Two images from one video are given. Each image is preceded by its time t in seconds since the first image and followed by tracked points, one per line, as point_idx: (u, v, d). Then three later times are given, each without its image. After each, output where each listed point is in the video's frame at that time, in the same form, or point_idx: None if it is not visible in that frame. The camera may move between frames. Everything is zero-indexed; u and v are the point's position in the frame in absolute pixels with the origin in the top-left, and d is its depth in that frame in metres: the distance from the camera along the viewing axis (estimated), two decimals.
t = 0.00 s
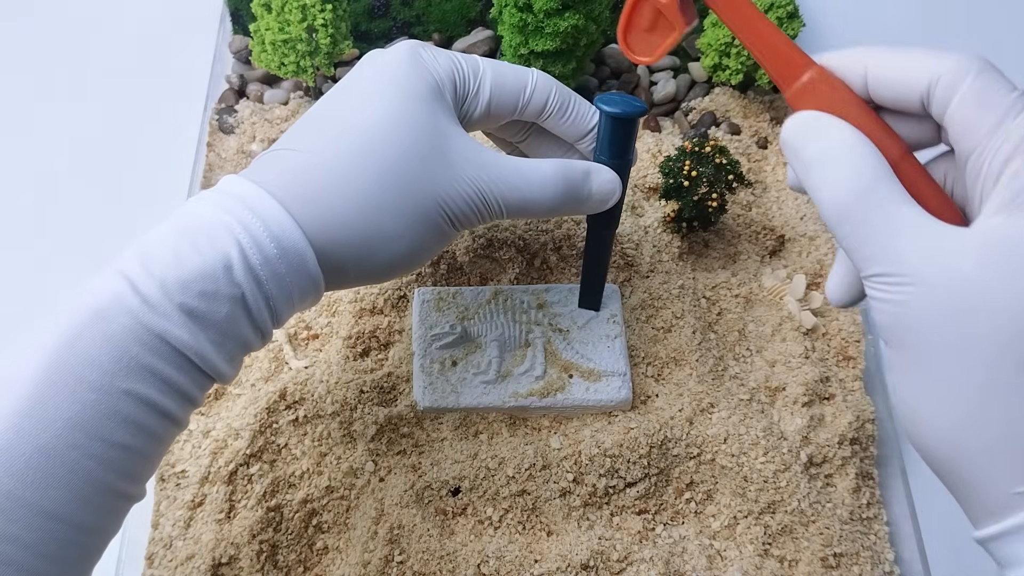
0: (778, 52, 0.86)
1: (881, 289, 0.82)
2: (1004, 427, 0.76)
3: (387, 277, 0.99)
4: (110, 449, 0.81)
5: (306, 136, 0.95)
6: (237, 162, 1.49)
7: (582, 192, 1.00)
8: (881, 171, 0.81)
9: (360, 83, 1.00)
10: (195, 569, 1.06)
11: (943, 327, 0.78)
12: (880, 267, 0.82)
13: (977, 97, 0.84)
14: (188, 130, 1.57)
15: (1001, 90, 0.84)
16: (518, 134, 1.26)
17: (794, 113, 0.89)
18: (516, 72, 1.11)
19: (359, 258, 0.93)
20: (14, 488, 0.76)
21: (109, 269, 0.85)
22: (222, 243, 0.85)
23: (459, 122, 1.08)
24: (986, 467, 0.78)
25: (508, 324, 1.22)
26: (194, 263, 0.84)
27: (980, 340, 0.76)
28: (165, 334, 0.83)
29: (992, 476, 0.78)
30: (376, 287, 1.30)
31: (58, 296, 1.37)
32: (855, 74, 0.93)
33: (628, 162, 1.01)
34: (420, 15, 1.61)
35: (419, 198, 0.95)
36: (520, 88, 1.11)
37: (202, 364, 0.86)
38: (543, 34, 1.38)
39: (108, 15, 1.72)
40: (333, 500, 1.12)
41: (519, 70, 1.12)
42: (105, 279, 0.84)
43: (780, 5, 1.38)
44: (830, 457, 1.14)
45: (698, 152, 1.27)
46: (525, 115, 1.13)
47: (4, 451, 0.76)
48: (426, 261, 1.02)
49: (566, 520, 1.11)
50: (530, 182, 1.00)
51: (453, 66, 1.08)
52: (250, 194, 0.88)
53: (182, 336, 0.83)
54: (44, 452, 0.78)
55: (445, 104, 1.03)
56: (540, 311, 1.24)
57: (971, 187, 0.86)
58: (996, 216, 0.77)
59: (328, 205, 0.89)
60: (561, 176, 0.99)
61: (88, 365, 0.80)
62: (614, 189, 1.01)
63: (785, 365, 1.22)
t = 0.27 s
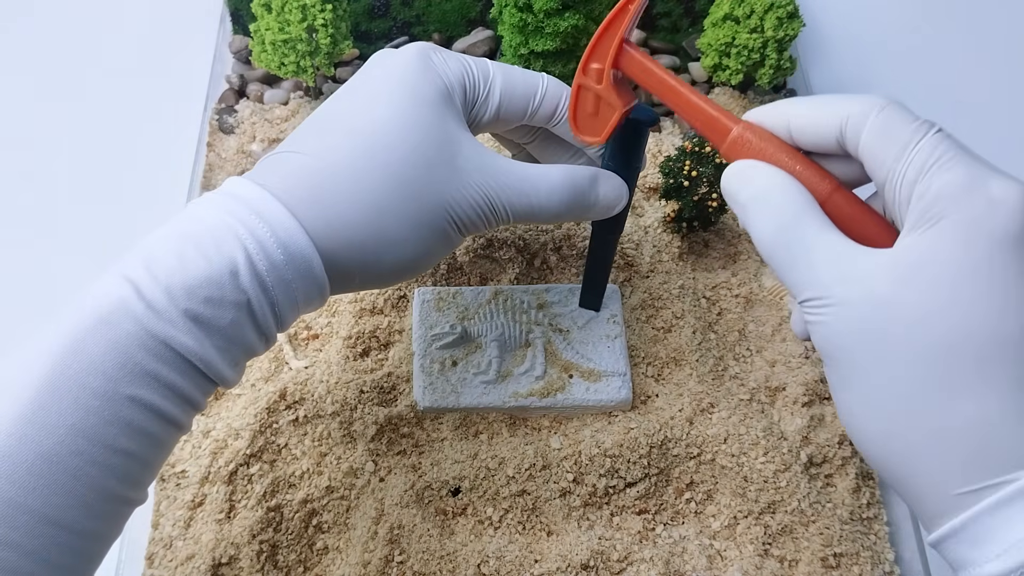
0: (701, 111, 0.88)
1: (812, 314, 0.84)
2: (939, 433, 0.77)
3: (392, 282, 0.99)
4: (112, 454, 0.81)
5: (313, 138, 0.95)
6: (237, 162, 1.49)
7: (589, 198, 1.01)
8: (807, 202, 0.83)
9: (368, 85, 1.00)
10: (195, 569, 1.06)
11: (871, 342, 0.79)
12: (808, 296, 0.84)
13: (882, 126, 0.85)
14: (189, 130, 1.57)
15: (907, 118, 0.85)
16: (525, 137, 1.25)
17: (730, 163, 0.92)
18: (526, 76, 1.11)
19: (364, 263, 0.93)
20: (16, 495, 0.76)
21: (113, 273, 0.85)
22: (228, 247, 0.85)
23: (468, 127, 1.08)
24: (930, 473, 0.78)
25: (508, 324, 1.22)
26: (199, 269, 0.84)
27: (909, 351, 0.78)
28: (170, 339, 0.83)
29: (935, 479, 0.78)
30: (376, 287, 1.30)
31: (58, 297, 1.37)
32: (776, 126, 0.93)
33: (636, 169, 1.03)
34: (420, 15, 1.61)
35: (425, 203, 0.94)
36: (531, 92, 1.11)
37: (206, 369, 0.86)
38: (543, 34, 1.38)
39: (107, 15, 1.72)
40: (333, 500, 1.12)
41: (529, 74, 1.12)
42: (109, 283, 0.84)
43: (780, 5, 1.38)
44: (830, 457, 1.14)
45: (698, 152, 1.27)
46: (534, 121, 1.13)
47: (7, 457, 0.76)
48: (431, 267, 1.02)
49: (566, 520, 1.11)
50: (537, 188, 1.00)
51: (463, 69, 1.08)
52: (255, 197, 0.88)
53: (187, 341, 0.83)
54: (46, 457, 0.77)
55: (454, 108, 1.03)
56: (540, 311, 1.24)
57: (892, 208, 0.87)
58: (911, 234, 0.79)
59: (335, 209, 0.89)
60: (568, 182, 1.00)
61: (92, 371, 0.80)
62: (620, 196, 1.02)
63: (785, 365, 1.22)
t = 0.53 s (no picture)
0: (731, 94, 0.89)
1: (835, 305, 0.84)
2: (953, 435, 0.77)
3: (394, 285, 0.99)
4: (111, 459, 0.81)
5: (315, 141, 0.95)
6: (237, 162, 1.49)
7: (591, 202, 1.02)
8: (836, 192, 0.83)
9: (370, 87, 1.00)
10: (195, 569, 1.06)
11: (891, 338, 0.79)
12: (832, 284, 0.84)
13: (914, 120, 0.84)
14: (189, 130, 1.58)
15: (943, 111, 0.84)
16: (528, 138, 1.25)
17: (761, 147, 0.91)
18: (529, 80, 1.12)
19: (366, 266, 0.93)
20: (14, 499, 0.76)
21: (112, 276, 0.85)
22: (228, 250, 0.85)
23: (470, 129, 1.08)
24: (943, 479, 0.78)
25: (508, 324, 1.22)
26: (199, 272, 0.84)
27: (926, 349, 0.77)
28: (170, 343, 0.83)
29: (946, 479, 0.78)
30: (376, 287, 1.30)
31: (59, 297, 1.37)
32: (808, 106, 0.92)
33: (638, 174, 1.03)
34: (420, 15, 1.61)
35: (429, 206, 0.94)
36: (533, 96, 1.11)
37: (205, 373, 0.86)
38: (543, 34, 1.38)
39: (107, 15, 1.72)
40: (333, 500, 1.12)
41: (533, 77, 1.12)
42: (109, 287, 0.84)
43: (781, 4, 1.38)
44: (830, 457, 1.14)
45: (698, 152, 1.27)
46: (537, 123, 1.14)
47: (5, 461, 0.76)
48: (433, 270, 1.02)
49: (566, 520, 1.11)
50: (539, 192, 1.00)
51: (466, 71, 1.08)
52: (255, 199, 0.87)
53: (186, 345, 0.83)
54: (45, 462, 0.77)
55: (457, 111, 1.03)
56: (540, 311, 1.24)
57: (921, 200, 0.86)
58: (938, 228, 0.79)
59: (339, 212, 0.89)
60: (570, 186, 1.00)
61: (91, 375, 0.80)
62: (622, 201, 1.03)
63: (785, 365, 1.22)
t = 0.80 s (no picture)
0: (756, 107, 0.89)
1: (859, 316, 0.84)
2: (975, 451, 0.76)
3: (391, 284, 0.99)
4: (108, 458, 0.81)
5: (311, 140, 0.95)
6: (237, 162, 1.49)
7: (588, 201, 1.02)
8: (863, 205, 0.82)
9: (367, 87, 1.00)
10: (195, 569, 1.06)
11: (919, 350, 0.79)
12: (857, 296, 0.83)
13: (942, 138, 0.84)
14: (188, 130, 1.58)
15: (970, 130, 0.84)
16: (525, 138, 1.25)
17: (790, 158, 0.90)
18: (525, 79, 1.11)
19: (364, 265, 0.93)
20: (11, 499, 0.76)
21: (108, 275, 0.85)
22: (224, 249, 0.85)
23: (467, 129, 1.08)
24: (965, 494, 0.77)
25: (509, 324, 1.22)
26: (196, 271, 0.84)
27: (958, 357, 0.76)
28: (167, 342, 0.83)
29: (964, 496, 0.77)
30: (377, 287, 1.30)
31: (58, 296, 1.37)
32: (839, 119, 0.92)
33: (634, 173, 1.03)
34: (420, 15, 1.61)
35: (425, 205, 0.94)
36: (530, 95, 1.11)
37: (202, 371, 0.86)
38: (543, 34, 1.38)
39: (107, 15, 1.72)
40: (333, 500, 1.12)
41: (529, 76, 1.12)
42: (105, 285, 0.84)
43: (781, 5, 1.38)
44: (830, 457, 1.14)
45: (698, 152, 1.27)
46: (533, 122, 1.14)
47: (2, 461, 0.76)
48: (431, 269, 1.02)
49: (566, 520, 1.11)
50: (536, 191, 1.00)
51: (463, 71, 1.08)
52: (252, 198, 0.88)
53: (183, 344, 0.84)
54: (42, 461, 0.77)
55: (454, 110, 1.03)
56: (540, 311, 1.24)
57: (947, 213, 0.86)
58: (966, 242, 0.78)
59: (335, 211, 0.89)
60: (567, 185, 1.00)
61: (88, 374, 0.80)
62: (619, 200, 1.03)
63: (785, 365, 1.22)
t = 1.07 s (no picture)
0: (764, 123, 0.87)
1: (855, 327, 0.84)
2: (975, 452, 0.76)
3: (390, 283, 0.99)
4: (106, 458, 0.81)
5: (311, 139, 0.95)
6: (237, 162, 1.49)
7: (587, 202, 1.02)
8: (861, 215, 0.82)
9: (367, 86, 1.00)
10: (195, 569, 1.06)
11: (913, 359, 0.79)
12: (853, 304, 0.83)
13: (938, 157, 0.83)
14: (188, 129, 1.58)
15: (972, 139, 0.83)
16: (523, 139, 1.25)
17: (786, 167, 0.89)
18: (525, 79, 1.11)
19: (362, 264, 0.93)
20: (9, 499, 0.76)
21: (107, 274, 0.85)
22: (223, 249, 0.85)
23: (466, 129, 1.08)
24: (961, 497, 0.77)
25: (509, 324, 1.22)
26: (194, 271, 0.84)
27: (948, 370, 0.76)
28: (165, 342, 0.83)
29: (960, 504, 0.77)
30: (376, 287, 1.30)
31: (58, 296, 1.36)
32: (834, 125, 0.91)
33: (633, 174, 1.03)
34: (420, 15, 1.61)
35: (424, 205, 0.95)
36: (529, 96, 1.11)
37: (200, 371, 0.86)
38: (543, 34, 1.38)
39: (107, 15, 1.72)
40: (333, 500, 1.12)
41: (529, 76, 1.12)
42: (104, 285, 0.84)
43: (780, 5, 1.38)
44: (830, 457, 1.14)
45: (698, 152, 1.27)
46: (533, 123, 1.14)
47: None
48: (430, 269, 1.02)
49: (566, 520, 1.11)
50: (535, 191, 1.00)
51: (462, 71, 1.08)
52: (250, 198, 0.88)
53: (181, 344, 0.84)
54: (39, 462, 0.77)
55: (453, 110, 1.03)
56: (540, 311, 1.24)
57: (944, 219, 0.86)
58: (960, 253, 0.78)
59: (334, 210, 0.89)
60: (566, 185, 1.00)
61: (86, 374, 0.80)
62: (617, 200, 1.02)
63: (785, 365, 1.22)
